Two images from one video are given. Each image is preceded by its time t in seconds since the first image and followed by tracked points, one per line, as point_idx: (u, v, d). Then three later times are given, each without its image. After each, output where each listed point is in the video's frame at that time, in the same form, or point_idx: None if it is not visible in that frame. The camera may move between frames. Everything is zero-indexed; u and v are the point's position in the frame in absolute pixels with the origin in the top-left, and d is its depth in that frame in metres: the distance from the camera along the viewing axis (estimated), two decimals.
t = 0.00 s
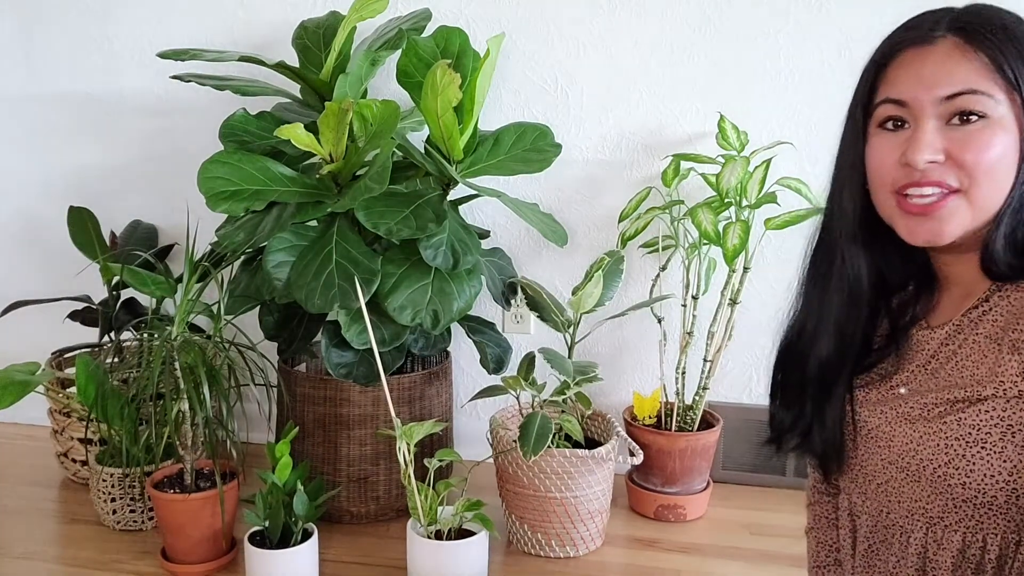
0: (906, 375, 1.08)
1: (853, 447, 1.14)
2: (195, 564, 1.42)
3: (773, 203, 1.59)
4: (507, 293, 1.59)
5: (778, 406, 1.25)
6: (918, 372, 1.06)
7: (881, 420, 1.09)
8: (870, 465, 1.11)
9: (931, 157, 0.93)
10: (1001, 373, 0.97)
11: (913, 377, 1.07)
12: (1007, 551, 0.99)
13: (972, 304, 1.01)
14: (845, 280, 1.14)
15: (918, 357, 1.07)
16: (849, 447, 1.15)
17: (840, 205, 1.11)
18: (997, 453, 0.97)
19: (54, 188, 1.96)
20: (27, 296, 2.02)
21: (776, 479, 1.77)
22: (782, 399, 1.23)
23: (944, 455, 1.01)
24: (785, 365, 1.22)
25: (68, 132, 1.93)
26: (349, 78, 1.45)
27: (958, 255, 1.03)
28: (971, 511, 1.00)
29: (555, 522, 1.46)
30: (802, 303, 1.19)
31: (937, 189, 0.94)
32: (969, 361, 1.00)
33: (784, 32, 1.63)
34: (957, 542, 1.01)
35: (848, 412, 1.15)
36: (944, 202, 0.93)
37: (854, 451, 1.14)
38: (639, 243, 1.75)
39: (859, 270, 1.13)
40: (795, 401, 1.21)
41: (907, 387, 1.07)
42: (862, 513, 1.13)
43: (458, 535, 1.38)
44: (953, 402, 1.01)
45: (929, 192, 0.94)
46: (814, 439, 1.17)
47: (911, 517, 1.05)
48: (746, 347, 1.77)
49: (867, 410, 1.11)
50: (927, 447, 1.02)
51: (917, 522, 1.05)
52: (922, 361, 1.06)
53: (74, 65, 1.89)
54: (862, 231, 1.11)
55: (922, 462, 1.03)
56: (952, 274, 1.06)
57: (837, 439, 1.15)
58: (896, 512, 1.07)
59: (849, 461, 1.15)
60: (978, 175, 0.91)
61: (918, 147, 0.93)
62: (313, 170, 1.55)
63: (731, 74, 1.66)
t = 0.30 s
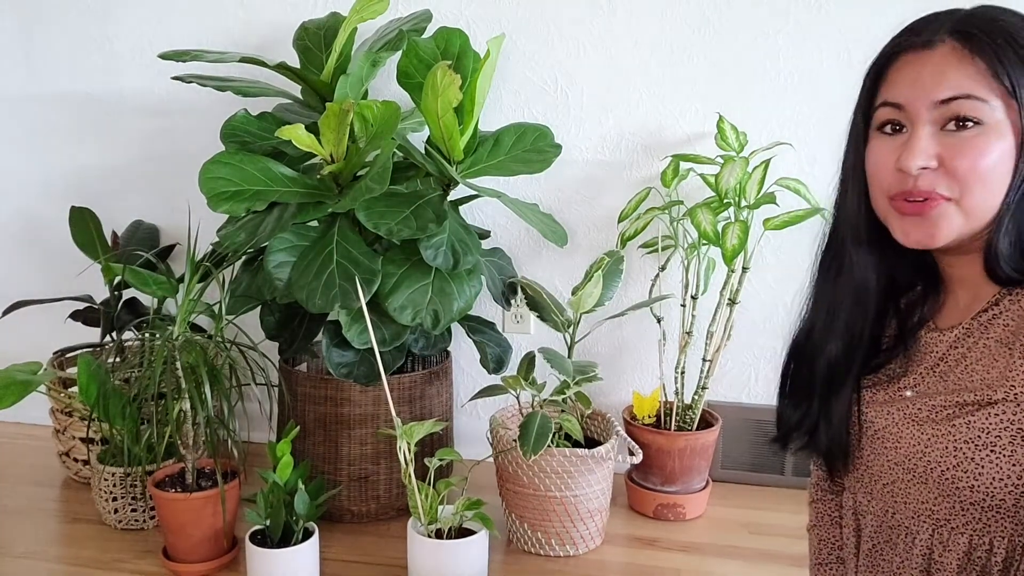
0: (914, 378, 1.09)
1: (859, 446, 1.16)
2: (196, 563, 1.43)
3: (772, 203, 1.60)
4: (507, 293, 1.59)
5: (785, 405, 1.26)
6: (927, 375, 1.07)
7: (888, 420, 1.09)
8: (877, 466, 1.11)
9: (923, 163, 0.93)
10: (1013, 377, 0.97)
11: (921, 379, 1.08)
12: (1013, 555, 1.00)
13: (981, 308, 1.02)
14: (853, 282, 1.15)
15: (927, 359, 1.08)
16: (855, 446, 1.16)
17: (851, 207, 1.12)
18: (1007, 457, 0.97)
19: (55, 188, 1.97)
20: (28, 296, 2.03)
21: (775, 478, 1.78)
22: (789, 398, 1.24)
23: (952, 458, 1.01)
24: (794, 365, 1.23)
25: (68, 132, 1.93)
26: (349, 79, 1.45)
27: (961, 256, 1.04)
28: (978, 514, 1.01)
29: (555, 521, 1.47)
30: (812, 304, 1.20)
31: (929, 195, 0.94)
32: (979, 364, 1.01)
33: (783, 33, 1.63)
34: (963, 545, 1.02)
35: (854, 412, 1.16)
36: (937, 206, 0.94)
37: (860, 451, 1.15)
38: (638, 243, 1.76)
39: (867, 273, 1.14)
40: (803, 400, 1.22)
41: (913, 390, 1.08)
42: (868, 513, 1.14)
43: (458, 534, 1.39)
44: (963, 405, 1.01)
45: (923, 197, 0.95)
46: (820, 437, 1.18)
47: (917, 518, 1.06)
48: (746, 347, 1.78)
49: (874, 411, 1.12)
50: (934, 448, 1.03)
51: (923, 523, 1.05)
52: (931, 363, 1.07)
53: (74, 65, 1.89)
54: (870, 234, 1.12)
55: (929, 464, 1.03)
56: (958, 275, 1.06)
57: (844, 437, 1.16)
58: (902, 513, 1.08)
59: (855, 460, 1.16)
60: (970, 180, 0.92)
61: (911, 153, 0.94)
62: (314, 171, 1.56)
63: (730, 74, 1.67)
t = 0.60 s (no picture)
0: (916, 380, 1.09)
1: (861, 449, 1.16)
2: (196, 562, 1.43)
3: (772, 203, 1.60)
4: (507, 293, 1.59)
5: (787, 407, 1.26)
6: (929, 377, 1.07)
7: (889, 422, 1.09)
8: (879, 467, 1.11)
9: (920, 171, 0.94)
10: (1015, 379, 0.96)
11: (922, 381, 1.07)
12: (1016, 557, 0.99)
13: (983, 309, 1.02)
14: (851, 285, 1.15)
15: (930, 361, 1.07)
16: (856, 448, 1.16)
17: (849, 209, 1.12)
18: (1007, 459, 0.96)
19: (55, 188, 1.97)
20: (28, 296, 2.03)
21: (775, 479, 1.78)
22: (790, 400, 1.24)
23: (953, 460, 1.00)
24: (795, 368, 1.23)
25: (68, 132, 1.93)
26: (349, 79, 1.45)
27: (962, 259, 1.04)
28: (981, 516, 1.00)
29: (555, 521, 1.47)
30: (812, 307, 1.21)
31: (929, 203, 0.95)
32: (981, 367, 1.00)
33: (783, 33, 1.63)
34: (965, 547, 1.02)
35: (855, 415, 1.16)
36: (936, 216, 0.94)
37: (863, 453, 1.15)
38: (638, 243, 1.76)
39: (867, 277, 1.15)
40: (804, 402, 1.22)
41: (914, 392, 1.08)
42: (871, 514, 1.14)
43: (458, 534, 1.39)
44: (965, 408, 1.01)
45: (921, 205, 0.95)
46: (821, 440, 1.18)
47: (920, 519, 1.05)
48: (746, 347, 1.78)
49: (873, 415, 1.12)
50: (936, 450, 1.02)
51: (925, 524, 1.05)
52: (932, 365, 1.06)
53: (75, 65, 1.89)
54: (869, 237, 1.12)
55: (929, 465, 1.02)
56: (959, 277, 1.06)
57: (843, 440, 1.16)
58: (904, 514, 1.07)
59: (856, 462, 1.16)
60: (968, 187, 0.92)
61: (907, 161, 0.94)
62: (314, 171, 1.56)
63: (730, 74, 1.67)
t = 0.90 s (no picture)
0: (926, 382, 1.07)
1: (863, 451, 1.15)
2: (196, 562, 1.43)
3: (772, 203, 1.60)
4: (507, 293, 1.59)
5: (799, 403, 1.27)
6: (940, 380, 1.05)
7: (897, 424, 1.08)
8: (884, 467, 1.10)
9: (906, 155, 0.94)
10: None
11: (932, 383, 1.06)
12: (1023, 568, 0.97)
13: (1002, 315, 0.99)
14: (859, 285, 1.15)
15: (941, 364, 1.06)
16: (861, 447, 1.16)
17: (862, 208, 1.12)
18: (1019, 470, 0.95)
19: (55, 187, 1.97)
20: (28, 295, 2.03)
21: (775, 479, 1.78)
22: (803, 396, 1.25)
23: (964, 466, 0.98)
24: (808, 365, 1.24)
25: (68, 132, 1.93)
26: (349, 79, 1.45)
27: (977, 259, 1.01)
28: (987, 524, 0.98)
29: (555, 521, 1.47)
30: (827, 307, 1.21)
31: (918, 189, 0.95)
32: (996, 375, 0.98)
33: (784, 33, 1.63)
34: (970, 552, 1.00)
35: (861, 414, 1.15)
36: (925, 203, 0.94)
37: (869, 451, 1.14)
38: (638, 243, 1.76)
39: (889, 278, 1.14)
40: (815, 399, 1.23)
41: (920, 394, 1.07)
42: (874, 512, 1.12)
43: (458, 534, 1.39)
44: (979, 415, 0.99)
45: (912, 192, 0.95)
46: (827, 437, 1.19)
47: (926, 519, 1.04)
48: (746, 347, 1.78)
49: (878, 416, 1.11)
50: (944, 454, 1.01)
51: (931, 527, 1.03)
52: (944, 368, 1.05)
53: (75, 65, 1.89)
54: (881, 238, 1.12)
55: (937, 468, 1.02)
56: (979, 280, 1.03)
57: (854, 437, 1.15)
58: (911, 516, 1.06)
59: (860, 463, 1.17)
60: (955, 174, 0.90)
61: (895, 147, 0.96)
62: (314, 171, 1.56)
63: (730, 74, 1.67)
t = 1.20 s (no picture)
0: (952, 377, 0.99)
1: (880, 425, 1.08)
2: (196, 562, 1.43)
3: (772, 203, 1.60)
4: (507, 293, 1.59)
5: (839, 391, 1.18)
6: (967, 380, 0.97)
7: (916, 417, 1.00)
8: (895, 455, 1.05)
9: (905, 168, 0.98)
10: None
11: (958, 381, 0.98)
12: None
13: None
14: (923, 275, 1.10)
15: (970, 362, 0.98)
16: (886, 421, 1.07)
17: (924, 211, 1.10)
18: None
19: (54, 188, 1.97)
20: (28, 296, 2.03)
21: (775, 479, 1.78)
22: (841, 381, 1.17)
23: (979, 476, 0.93)
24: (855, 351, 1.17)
25: (68, 132, 1.93)
26: (349, 79, 1.45)
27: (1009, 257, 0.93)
28: (992, 532, 0.96)
29: (555, 521, 1.47)
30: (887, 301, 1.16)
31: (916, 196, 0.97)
32: None
33: (784, 33, 1.63)
34: (972, 557, 0.98)
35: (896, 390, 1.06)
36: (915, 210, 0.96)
37: (880, 435, 1.08)
38: (638, 243, 1.76)
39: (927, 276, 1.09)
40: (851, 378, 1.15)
41: (947, 390, 0.98)
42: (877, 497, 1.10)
43: (458, 534, 1.39)
44: (1001, 424, 0.92)
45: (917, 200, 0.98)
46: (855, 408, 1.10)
47: (934, 518, 1.01)
48: (746, 347, 1.78)
49: (899, 404, 1.04)
50: (958, 462, 0.95)
51: (939, 525, 1.01)
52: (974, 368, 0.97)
53: (75, 64, 1.89)
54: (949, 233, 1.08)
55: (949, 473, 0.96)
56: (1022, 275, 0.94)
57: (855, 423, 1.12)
58: (919, 510, 1.03)
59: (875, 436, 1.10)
60: (918, 182, 0.93)
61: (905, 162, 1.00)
62: (314, 170, 1.55)
63: (730, 74, 1.67)
